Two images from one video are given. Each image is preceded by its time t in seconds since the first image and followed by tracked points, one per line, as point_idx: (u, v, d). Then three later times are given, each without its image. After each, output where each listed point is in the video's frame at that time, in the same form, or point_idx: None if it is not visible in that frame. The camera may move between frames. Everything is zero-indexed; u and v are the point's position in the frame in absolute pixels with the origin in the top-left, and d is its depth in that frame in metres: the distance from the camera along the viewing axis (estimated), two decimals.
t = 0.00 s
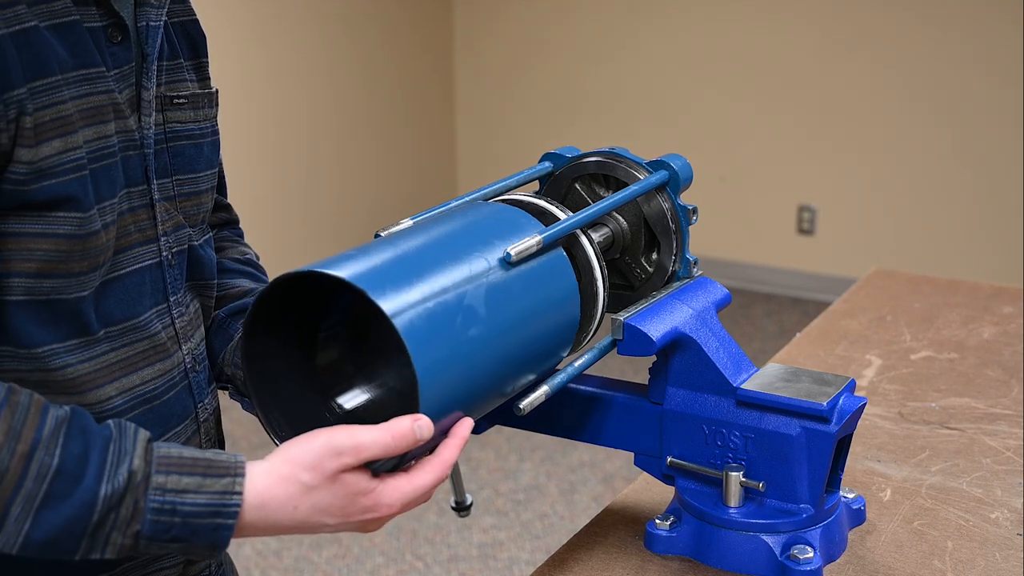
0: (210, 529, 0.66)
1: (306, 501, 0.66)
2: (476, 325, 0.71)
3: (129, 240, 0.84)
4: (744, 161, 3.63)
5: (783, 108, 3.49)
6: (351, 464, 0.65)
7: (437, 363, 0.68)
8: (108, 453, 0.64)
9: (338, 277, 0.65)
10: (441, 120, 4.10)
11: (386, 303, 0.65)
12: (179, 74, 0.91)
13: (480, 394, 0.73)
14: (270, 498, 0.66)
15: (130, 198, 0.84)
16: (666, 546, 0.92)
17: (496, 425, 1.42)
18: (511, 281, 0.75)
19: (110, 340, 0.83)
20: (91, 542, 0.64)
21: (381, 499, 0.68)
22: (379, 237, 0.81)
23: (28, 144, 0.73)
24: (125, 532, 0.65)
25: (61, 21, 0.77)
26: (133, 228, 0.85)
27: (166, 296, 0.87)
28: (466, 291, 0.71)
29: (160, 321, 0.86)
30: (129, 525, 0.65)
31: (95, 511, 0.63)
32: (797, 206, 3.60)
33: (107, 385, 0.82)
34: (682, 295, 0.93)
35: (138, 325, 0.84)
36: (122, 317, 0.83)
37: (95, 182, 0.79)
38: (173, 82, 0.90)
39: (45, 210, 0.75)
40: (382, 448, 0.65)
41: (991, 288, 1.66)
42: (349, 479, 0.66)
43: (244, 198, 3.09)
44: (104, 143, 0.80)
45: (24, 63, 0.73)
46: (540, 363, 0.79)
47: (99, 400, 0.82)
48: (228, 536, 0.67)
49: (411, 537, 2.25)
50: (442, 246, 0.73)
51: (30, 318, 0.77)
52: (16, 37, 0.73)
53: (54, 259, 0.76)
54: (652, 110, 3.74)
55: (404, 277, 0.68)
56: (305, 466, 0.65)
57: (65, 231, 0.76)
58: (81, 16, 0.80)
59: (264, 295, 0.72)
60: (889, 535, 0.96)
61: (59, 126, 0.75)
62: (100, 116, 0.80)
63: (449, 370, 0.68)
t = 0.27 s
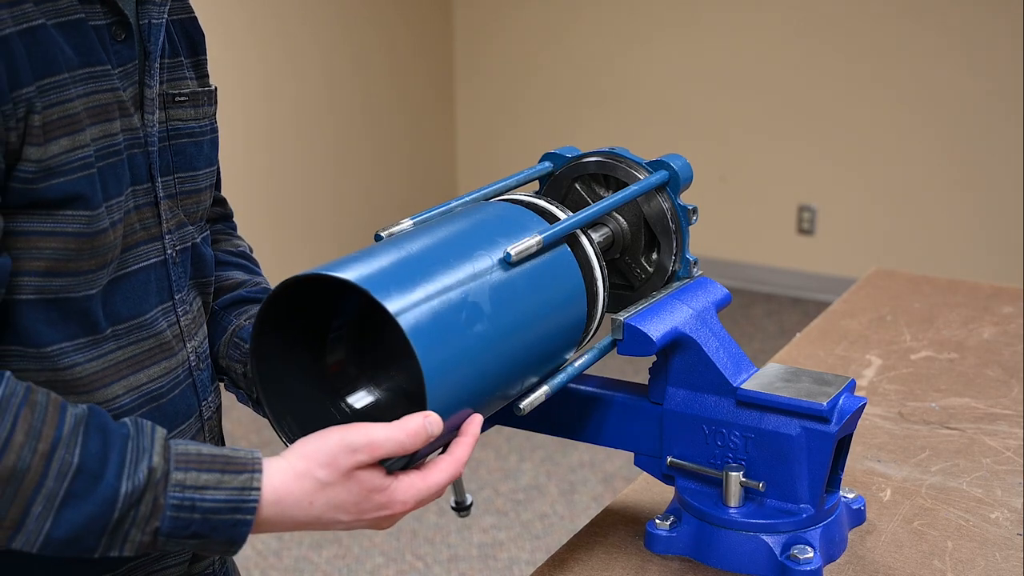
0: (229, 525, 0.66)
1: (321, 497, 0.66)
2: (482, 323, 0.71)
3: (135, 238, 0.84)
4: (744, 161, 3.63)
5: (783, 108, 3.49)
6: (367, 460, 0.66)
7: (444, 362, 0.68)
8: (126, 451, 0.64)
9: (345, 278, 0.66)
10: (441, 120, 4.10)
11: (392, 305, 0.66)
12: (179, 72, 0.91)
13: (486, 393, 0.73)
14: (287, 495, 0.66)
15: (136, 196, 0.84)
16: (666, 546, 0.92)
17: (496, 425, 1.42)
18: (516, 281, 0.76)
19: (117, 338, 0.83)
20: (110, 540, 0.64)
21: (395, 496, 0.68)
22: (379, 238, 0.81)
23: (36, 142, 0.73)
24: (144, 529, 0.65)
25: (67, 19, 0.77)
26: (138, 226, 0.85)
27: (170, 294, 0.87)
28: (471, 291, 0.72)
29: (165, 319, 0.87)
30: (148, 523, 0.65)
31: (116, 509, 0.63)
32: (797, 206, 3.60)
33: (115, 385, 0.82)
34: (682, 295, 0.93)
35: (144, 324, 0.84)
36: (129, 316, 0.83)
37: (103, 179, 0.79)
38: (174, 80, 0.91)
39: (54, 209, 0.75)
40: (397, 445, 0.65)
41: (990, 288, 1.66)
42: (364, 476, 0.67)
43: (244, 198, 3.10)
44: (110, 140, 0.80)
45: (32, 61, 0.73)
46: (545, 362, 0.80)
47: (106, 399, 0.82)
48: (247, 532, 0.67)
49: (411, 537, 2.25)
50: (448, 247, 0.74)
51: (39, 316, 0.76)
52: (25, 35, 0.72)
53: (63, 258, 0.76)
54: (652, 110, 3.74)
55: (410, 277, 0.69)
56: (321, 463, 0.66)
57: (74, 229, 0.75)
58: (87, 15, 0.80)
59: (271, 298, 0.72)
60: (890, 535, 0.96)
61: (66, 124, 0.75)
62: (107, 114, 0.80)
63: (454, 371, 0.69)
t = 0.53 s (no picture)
0: (246, 522, 0.66)
1: (335, 494, 0.66)
2: (490, 319, 0.72)
3: (142, 236, 0.84)
4: (744, 161, 3.63)
5: (783, 107, 3.49)
6: (380, 456, 0.66)
7: (453, 359, 0.68)
8: (143, 449, 0.64)
9: (355, 277, 0.66)
10: (441, 120, 4.10)
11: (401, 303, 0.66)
12: (180, 68, 0.91)
13: (495, 390, 0.74)
14: (301, 491, 0.66)
15: (142, 193, 0.84)
16: (666, 546, 0.92)
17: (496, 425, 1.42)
18: (523, 278, 0.76)
19: (124, 336, 0.83)
20: (127, 538, 0.64)
21: (409, 492, 0.68)
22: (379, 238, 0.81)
23: (46, 142, 0.72)
24: (161, 527, 0.65)
25: (73, 18, 0.77)
26: (144, 224, 0.85)
27: (176, 291, 0.88)
28: (479, 288, 0.72)
29: (171, 316, 0.87)
30: (165, 520, 0.65)
31: (134, 507, 0.63)
32: (797, 206, 3.60)
33: (122, 383, 0.83)
34: (682, 295, 0.93)
35: (150, 321, 0.85)
36: (135, 314, 0.83)
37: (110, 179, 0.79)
38: (175, 76, 0.91)
39: (63, 208, 0.75)
40: (410, 439, 0.65)
41: (990, 288, 1.66)
42: (378, 472, 0.67)
43: (244, 198, 3.10)
44: (115, 139, 0.80)
45: (41, 60, 0.72)
46: (552, 358, 0.80)
47: (114, 397, 0.82)
48: (263, 527, 0.67)
49: (411, 537, 2.26)
50: (455, 246, 0.74)
51: (49, 315, 0.76)
52: (34, 34, 0.72)
53: (72, 258, 0.75)
54: (652, 110, 3.74)
55: (419, 276, 0.69)
56: (334, 459, 0.66)
57: (84, 228, 0.75)
58: (91, 13, 0.79)
59: (283, 296, 0.72)
60: (890, 535, 0.96)
61: (75, 123, 0.75)
62: (112, 112, 0.80)
63: (464, 367, 0.69)
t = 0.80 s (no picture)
0: (261, 514, 0.66)
1: (345, 485, 0.66)
2: (497, 314, 0.72)
3: (149, 233, 0.85)
4: (744, 161, 3.63)
5: (783, 107, 3.49)
6: (390, 447, 0.66)
7: (462, 352, 0.69)
8: (158, 444, 0.64)
9: (364, 271, 0.66)
10: (442, 119, 4.10)
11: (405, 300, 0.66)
12: (183, 66, 0.91)
13: (502, 384, 0.74)
14: (311, 482, 0.66)
15: (149, 190, 0.85)
16: (666, 546, 0.92)
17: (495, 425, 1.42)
18: (529, 273, 0.76)
19: (133, 333, 0.83)
20: (144, 533, 0.64)
21: (417, 483, 0.69)
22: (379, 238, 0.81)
23: (57, 142, 0.72)
24: (175, 520, 0.65)
25: (81, 17, 0.77)
26: (151, 221, 0.85)
27: (183, 288, 0.88)
28: (486, 283, 0.72)
29: (178, 313, 0.87)
30: (180, 514, 0.65)
31: (151, 501, 0.63)
32: (797, 206, 3.60)
33: (131, 380, 0.83)
34: (682, 295, 0.93)
35: (158, 319, 0.85)
36: (143, 311, 0.83)
37: (119, 177, 0.79)
38: (179, 74, 0.91)
39: (74, 206, 0.75)
40: (420, 430, 0.66)
41: (990, 288, 1.66)
42: (387, 463, 0.67)
43: (245, 198, 3.10)
44: (124, 138, 0.80)
45: (50, 59, 0.72)
46: (557, 355, 0.80)
47: (123, 394, 0.82)
48: (277, 519, 0.67)
49: (411, 537, 2.25)
50: (462, 241, 0.75)
51: (60, 313, 0.76)
52: (43, 33, 0.72)
53: (83, 256, 0.75)
54: (652, 110, 3.74)
55: (427, 271, 0.69)
56: (345, 450, 0.66)
57: (95, 227, 0.76)
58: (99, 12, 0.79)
59: (295, 288, 0.73)
60: (889, 535, 0.96)
61: (84, 122, 0.75)
62: (120, 111, 0.80)
63: (472, 361, 0.70)
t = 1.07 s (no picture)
0: (269, 510, 0.66)
1: (352, 480, 0.66)
2: (501, 310, 0.72)
3: (154, 232, 0.85)
4: (744, 161, 3.63)
5: (782, 107, 3.49)
6: (396, 442, 0.66)
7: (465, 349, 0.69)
8: (167, 442, 0.65)
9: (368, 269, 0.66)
10: (442, 119, 4.10)
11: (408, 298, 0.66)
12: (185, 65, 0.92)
13: (505, 381, 0.74)
14: (319, 478, 0.66)
15: (154, 189, 0.85)
16: (666, 546, 0.92)
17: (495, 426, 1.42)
18: (532, 271, 0.76)
19: (140, 331, 0.83)
20: (153, 529, 0.65)
21: (424, 478, 0.68)
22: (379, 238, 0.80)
23: (64, 141, 0.72)
24: (185, 516, 0.65)
25: (85, 17, 0.77)
26: (157, 219, 0.85)
27: (189, 285, 0.88)
28: (489, 279, 0.73)
29: (184, 311, 0.87)
30: (189, 510, 0.65)
31: (160, 498, 0.64)
32: (797, 206, 3.60)
33: (139, 377, 0.83)
34: (682, 295, 0.93)
35: (165, 316, 0.85)
36: (150, 309, 0.83)
37: (125, 175, 0.79)
38: (181, 73, 0.91)
39: (81, 205, 0.75)
40: (425, 426, 0.65)
41: (990, 288, 1.66)
42: (395, 458, 0.67)
43: (246, 198, 3.10)
44: (128, 137, 0.80)
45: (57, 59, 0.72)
46: (558, 352, 0.80)
47: (132, 391, 0.82)
48: (285, 515, 0.67)
49: (411, 537, 2.25)
50: (466, 238, 0.75)
51: (67, 311, 0.76)
52: (49, 33, 0.72)
53: (90, 255, 0.76)
54: (652, 110, 3.74)
55: (430, 268, 0.70)
56: (352, 446, 0.66)
57: (102, 225, 0.76)
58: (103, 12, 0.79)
59: (301, 285, 0.72)
60: (889, 535, 0.96)
61: (91, 122, 0.75)
62: (125, 110, 0.80)
63: (475, 359, 0.70)
